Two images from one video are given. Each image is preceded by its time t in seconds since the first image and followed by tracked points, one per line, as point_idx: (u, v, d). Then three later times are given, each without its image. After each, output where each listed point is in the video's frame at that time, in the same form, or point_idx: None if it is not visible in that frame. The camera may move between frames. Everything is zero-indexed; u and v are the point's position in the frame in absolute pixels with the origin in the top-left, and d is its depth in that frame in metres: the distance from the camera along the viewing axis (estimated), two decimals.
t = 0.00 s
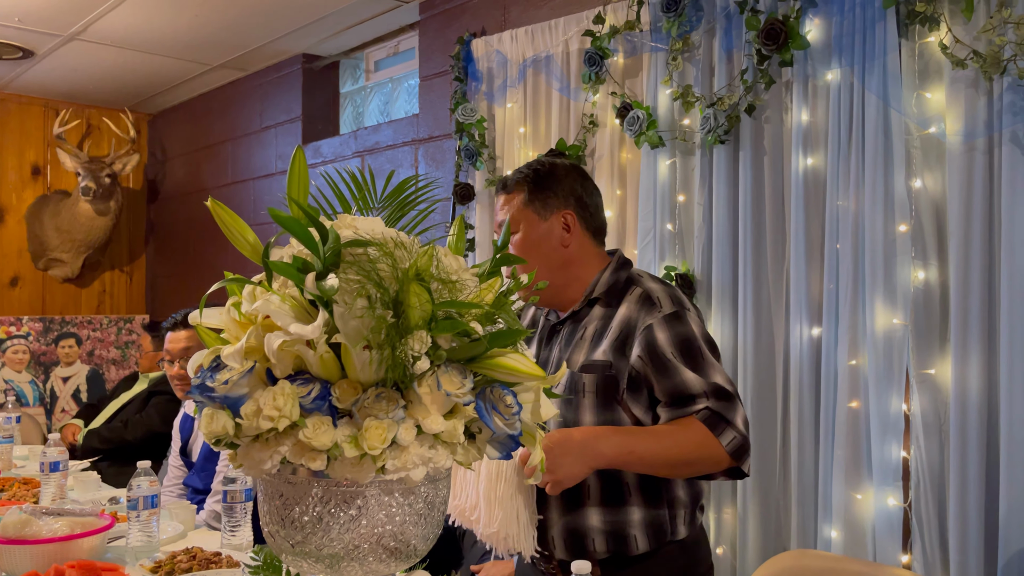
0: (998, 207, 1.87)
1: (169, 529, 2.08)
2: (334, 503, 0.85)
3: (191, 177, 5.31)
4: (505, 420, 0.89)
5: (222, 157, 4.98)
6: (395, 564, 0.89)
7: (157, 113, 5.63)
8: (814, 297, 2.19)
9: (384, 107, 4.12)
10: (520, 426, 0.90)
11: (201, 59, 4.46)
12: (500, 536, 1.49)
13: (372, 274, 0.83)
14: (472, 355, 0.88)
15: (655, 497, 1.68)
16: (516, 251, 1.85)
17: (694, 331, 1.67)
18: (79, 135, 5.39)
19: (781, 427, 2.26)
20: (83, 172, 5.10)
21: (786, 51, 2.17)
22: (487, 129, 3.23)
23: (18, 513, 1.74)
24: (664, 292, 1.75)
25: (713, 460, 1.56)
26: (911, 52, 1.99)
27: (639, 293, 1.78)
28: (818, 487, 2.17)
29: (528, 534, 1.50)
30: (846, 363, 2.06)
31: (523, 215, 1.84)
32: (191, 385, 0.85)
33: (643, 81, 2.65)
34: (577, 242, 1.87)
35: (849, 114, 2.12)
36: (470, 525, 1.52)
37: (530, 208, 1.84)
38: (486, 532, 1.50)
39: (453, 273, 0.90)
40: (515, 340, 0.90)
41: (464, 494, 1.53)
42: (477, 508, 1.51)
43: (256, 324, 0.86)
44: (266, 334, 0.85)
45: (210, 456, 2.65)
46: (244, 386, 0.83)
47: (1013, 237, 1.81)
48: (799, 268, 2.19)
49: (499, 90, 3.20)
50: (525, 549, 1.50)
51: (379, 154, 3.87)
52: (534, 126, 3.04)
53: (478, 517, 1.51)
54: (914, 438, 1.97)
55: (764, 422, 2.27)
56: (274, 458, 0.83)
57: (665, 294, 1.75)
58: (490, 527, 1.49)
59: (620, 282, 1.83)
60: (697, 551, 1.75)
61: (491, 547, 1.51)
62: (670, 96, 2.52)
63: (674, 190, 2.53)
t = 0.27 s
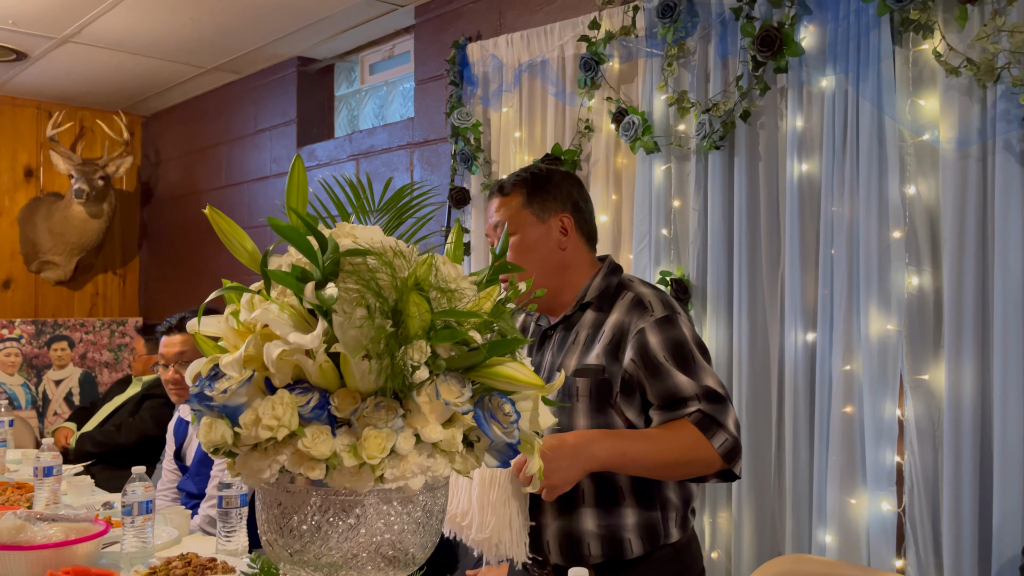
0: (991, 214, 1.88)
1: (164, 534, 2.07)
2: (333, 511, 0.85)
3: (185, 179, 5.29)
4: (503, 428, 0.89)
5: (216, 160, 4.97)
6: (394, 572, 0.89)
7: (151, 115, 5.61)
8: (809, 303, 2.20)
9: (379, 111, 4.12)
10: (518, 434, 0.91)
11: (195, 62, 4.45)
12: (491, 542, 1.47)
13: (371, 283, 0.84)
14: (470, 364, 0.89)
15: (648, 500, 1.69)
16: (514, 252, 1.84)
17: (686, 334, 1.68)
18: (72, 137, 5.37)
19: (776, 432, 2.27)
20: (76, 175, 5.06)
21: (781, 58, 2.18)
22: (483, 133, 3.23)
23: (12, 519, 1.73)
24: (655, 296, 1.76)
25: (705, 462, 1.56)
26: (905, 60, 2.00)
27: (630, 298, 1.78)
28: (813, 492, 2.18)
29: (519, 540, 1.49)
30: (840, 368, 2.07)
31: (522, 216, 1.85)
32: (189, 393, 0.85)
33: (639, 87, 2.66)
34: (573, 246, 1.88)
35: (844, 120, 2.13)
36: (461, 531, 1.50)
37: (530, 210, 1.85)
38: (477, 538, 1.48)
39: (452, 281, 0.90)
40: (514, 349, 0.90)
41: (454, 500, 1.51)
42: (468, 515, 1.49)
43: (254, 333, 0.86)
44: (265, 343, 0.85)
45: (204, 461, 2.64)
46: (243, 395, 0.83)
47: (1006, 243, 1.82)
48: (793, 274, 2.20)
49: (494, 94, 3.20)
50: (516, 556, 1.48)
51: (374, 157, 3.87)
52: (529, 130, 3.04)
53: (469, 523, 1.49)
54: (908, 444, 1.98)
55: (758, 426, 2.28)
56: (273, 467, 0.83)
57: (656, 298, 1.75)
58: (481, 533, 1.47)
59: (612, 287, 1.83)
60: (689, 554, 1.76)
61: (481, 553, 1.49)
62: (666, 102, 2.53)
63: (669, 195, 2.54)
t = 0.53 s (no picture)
0: (982, 221, 1.90)
1: (157, 539, 2.07)
2: (331, 520, 0.85)
3: (178, 181, 5.28)
4: (500, 436, 0.89)
5: (209, 162, 4.96)
6: None
7: (144, 117, 5.60)
8: (802, 308, 2.21)
9: (373, 114, 4.12)
10: (515, 442, 0.91)
11: (188, 64, 4.44)
12: (489, 546, 1.47)
13: (369, 293, 0.84)
14: (467, 373, 0.89)
15: (642, 503, 1.70)
16: (522, 242, 1.85)
17: (680, 339, 1.69)
18: (65, 139, 5.35)
19: (769, 437, 2.28)
20: (69, 177, 5.05)
21: (775, 65, 2.20)
22: (477, 138, 3.24)
23: (5, 524, 1.73)
24: (649, 302, 1.77)
25: (701, 466, 1.57)
26: (898, 68, 2.02)
27: (624, 304, 1.79)
28: (805, 496, 2.19)
29: (517, 543, 1.48)
30: (833, 374, 2.08)
31: (535, 210, 1.88)
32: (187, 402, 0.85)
33: (633, 92, 2.67)
34: (578, 249, 1.92)
35: (837, 127, 2.15)
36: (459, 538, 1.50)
37: (544, 205, 1.89)
38: (474, 543, 1.49)
39: (449, 290, 0.91)
40: (511, 358, 0.91)
41: (451, 507, 1.52)
42: (465, 521, 1.50)
43: (252, 342, 0.86)
44: (263, 352, 0.85)
45: (197, 465, 2.62)
46: (241, 405, 0.83)
47: (997, 250, 1.84)
48: (786, 280, 2.21)
49: (489, 99, 3.21)
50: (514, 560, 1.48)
51: (369, 161, 3.87)
52: (524, 135, 3.05)
53: (466, 528, 1.49)
54: (900, 449, 1.99)
55: (751, 431, 2.29)
56: (271, 476, 0.83)
57: (650, 304, 1.76)
58: (479, 538, 1.47)
59: (605, 293, 1.84)
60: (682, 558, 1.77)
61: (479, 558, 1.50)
62: (660, 108, 2.54)
63: (664, 201, 2.54)
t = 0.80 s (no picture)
0: (972, 229, 1.92)
1: (150, 546, 2.06)
2: (328, 529, 0.86)
3: (170, 184, 5.27)
4: (497, 446, 0.90)
5: (202, 165, 4.95)
6: None
7: (136, 120, 5.58)
8: (794, 314, 2.22)
9: (367, 118, 4.12)
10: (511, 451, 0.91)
11: (181, 67, 4.43)
12: (484, 549, 1.48)
13: (367, 304, 0.85)
14: (465, 383, 0.90)
15: (637, 507, 1.72)
16: (525, 246, 1.85)
17: (678, 347, 1.71)
18: (56, 141, 5.32)
19: (761, 442, 2.29)
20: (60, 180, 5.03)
21: (768, 72, 2.21)
22: (471, 143, 3.24)
23: None
24: (647, 310, 1.79)
25: (699, 470, 1.58)
26: (889, 77, 2.03)
27: (623, 311, 1.80)
28: (798, 502, 2.20)
29: (513, 547, 1.48)
30: (825, 380, 2.09)
31: (538, 215, 1.88)
32: (185, 412, 0.85)
33: (627, 99, 2.67)
34: (576, 257, 1.93)
35: (829, 135, 2.16)
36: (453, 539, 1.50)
37: (546, 210, 1.89)
38: (469, 545, 1.49)
39: (446, 299, 0.91)
40: (508, 368, 0.91)
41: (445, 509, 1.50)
42: (461, 522, 1.49)
43: (250, 352, 0.86)
44: (261, 362, 0.86)
45: (189, 469, 2.61)
46: (239, 415, 0.83)
47: (987, 258, 1.86)
48: (779, 286, 2.23)
49: (483, 104, 3.21)
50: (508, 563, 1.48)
51: (362, 165, 3.87)
52: (518, 140, 3.06)
53: (461, 530, 1.49)
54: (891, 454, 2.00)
55: (744, 436, 2.30)
56: (269, 486, 0.83)
57: (649, 312, 1.78)
58: (475, 541, 1.47)
59: (602, 299, 1.85)
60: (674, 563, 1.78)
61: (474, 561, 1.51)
62: (653, 114, 2.55)
63: (657, 207, 2.55)
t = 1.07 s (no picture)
0: (962, 236, 1.94)
1: (143, 551, 2.05)
2: (325, 537, 0.86)
3: (162, 186, 5.25)
4: (493, 453, 0.90)
5: (194, 168, 4.94)
6: None
7: (127, 122, 5.56)
8: (786, 320, 2.24)
9: (360, 121, 4.12)
10: (507, 458, 0.92)
11: (173, 70, 4.42)
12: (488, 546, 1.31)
13: (364, 312, 0.85)
14: (461, 391, 0.90)
15: (632, 510, 1.73)
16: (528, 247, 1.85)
17: (675, 352, 1.73)
18: (46, 143, 5.30)
19: (753, 446, 2.31)
20: (51, 182, 5.02)
21: (760, 79, 2.23)
22: (465, 147, 3.25)
23: None
24: (644, 316, 1.81)
25: (697, 472, 1.59)
26: (880, 84, 2.05)
27: (619, 316, 1.82)
28: (790, 506, 2.21)
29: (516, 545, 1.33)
30: (817, 384, 2.11)
31: (540, 219, 1.90)
32: (182, 419, 0.86)
33: (620, 104, 2.68)
34: (574, 264, 1.95)
35: (820, 142, 2.18)
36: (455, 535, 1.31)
37: (549, 215, 1.91)
38: (472, 542, 1.31)
39: (442, 307, 0.92)
40: (504, 376, 0.91)
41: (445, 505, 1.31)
42: (463, 518, 1.29)
43: (247, 361, 0.87)
44: (258, 371, 0.86)
45: (182, 473, 2.60)
46: (236, 423, 0.83)
47: (977, 264, 1.88)
48: (771, 292, 2.24)
49: (477, 108, 3.22)
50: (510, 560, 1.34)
51: (355, 168, 3.87)
52: (511, 145, 3.07)
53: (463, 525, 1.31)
54: (882, 459, 2.02)
55: (736, 440, 2.31)
56: (266, 494, 0.83)
57: (645, 318, 1.80)
58: (479, 538, 1.28)
59: (598, 304, 1.87)
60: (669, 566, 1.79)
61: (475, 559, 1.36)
62: (646, 120, 2.56)
63: (650, 212, 2.57)
